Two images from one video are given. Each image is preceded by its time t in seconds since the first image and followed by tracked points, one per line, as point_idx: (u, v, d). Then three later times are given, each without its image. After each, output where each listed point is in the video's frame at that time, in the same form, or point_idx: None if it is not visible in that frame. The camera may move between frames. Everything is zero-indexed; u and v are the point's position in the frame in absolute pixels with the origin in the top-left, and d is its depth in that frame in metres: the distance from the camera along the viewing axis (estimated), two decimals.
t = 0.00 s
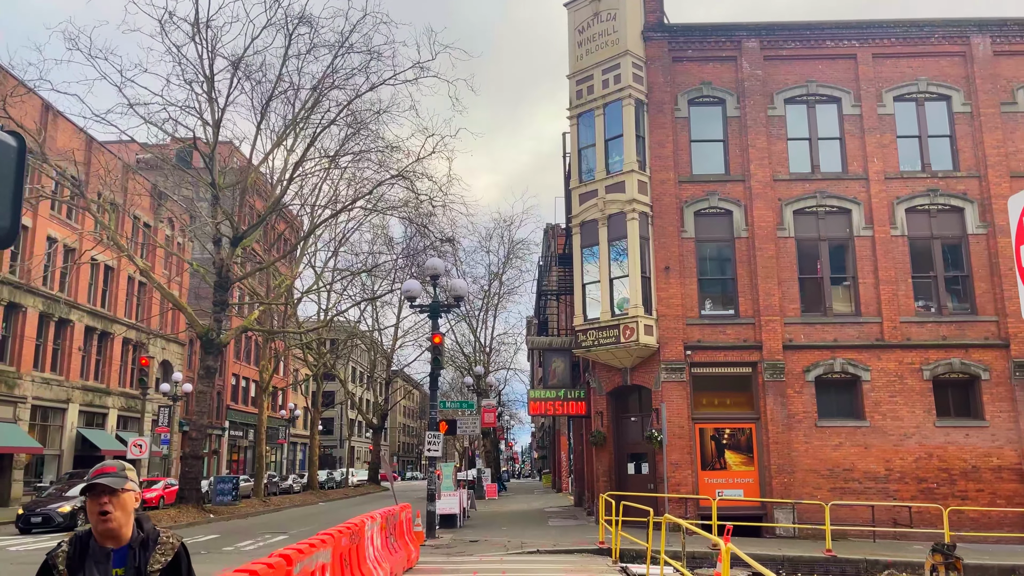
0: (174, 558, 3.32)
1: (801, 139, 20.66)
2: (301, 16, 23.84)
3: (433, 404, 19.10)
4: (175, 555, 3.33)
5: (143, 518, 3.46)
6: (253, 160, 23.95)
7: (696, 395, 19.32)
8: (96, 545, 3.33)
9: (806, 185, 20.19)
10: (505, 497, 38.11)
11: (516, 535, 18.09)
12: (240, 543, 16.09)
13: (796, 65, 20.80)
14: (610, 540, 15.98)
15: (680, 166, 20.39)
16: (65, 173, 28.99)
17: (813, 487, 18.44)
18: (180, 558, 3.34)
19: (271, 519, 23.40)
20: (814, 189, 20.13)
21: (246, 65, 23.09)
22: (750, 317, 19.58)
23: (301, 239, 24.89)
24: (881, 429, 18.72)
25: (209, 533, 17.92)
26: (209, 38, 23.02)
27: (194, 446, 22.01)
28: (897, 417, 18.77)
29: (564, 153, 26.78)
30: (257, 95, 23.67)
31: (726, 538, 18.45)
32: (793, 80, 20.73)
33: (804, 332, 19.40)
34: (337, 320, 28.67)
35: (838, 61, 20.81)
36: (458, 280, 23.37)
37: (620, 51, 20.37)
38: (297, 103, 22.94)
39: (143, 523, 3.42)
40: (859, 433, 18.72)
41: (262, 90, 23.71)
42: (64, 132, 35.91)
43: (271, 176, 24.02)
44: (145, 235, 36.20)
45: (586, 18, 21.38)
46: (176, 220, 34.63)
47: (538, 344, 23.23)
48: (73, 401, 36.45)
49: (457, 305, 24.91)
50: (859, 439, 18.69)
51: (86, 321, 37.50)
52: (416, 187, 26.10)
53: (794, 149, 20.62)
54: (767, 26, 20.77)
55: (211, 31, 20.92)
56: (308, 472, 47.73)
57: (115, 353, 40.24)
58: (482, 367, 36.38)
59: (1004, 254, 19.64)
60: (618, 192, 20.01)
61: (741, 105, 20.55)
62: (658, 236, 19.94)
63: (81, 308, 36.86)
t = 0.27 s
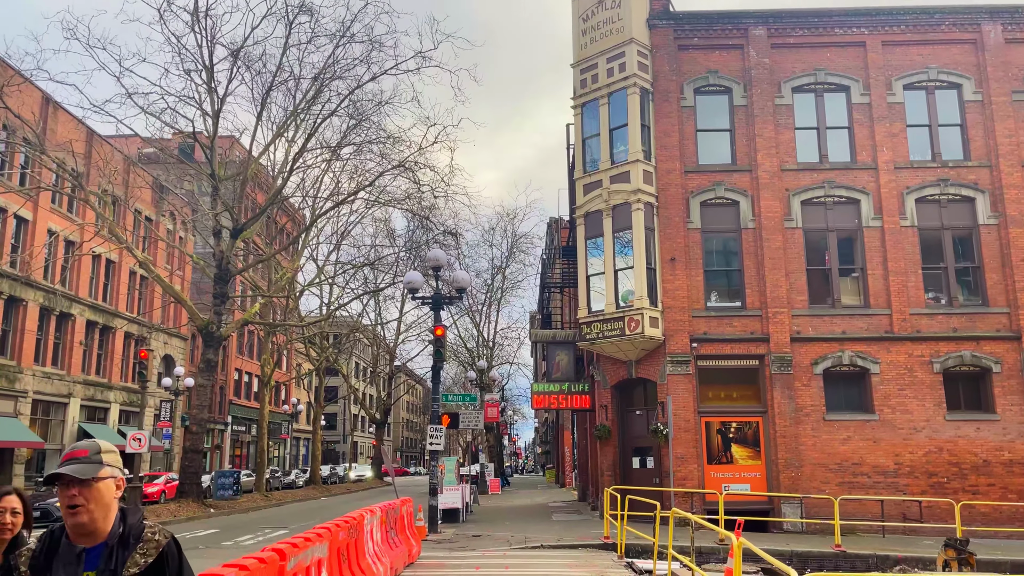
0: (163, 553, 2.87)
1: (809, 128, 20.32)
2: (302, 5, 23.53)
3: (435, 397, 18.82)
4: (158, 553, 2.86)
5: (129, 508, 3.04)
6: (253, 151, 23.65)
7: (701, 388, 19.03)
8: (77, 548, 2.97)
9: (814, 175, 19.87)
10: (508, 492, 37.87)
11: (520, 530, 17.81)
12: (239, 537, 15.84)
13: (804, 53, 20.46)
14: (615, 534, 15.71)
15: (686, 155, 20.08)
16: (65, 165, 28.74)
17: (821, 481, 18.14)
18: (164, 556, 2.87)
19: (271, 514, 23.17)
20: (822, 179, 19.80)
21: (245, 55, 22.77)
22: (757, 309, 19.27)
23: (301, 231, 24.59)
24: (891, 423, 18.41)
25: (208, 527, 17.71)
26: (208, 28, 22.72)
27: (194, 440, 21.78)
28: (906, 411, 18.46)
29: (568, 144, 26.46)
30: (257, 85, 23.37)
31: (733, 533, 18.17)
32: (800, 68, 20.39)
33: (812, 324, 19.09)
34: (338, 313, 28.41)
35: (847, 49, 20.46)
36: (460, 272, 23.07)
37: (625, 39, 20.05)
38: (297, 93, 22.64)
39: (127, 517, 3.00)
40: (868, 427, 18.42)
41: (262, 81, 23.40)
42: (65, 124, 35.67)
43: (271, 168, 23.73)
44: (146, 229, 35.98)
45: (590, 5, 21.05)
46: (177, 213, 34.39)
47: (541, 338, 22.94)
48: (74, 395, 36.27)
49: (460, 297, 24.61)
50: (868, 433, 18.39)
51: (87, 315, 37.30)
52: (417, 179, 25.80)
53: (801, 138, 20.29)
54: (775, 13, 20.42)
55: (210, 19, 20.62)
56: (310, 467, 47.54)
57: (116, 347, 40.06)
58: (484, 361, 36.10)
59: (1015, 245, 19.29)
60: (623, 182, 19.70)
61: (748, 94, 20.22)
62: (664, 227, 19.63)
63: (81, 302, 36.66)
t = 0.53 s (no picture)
0: (111, 567, 2.52)
1: (817, 120, 19.97)
2: None
3: (436, 392, 18.52)
4: (106, 568, 2.51)
5: (69, 513, 2.64)
6: (253, 144, 23.35)
7: (707, 383, 18.71)
8: None
9: (822, 167, 19.51)
10: (511, 489, 37.62)
11: (523, 527, 17.54)
12: (237, 536, 15.55)
13: (811, 42, 20.09)
14: (620, 532, 15.41)
15: (692, 147, 19.76)
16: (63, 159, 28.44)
17: (829, 478, 17.83)
18: (113, 572, 2.52)
19: (271, 511, 22.90)
20: (830, 171, 19.45)
21: (244, 46, 22.42)
22: (764, 303, 18.93)
23: (301, 224, 24.32)
24: (900, 419, 18.08)
25: (206, 525, 17.45)
26: (206, 18, 22.39)
27: (193, 436, 21.53)
28: (916, 407, 18.13)
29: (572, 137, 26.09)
30: (256, 76, 23.07)
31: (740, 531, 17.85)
32: (808, 58, 20.02)
33: (819, 319, 18.76)
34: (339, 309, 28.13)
35: (856, 38, 20.09)
36: (462, 266, 22.77)
37: (629, 29, 19.69)
38: (296, 85, 22.32)
39: (67, 522, 2.60)
40: (877, 423, 18.10)
41: (261, 73, 23.05)
42: (64, 118, 35.37)
43: (271, 161, 23.41)
44: (146, 224, 35.71)
45: None
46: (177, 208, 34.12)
47: (544, 333, 22.61)
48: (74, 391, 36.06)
49: (462, 292, 24.28)
50: (877, 429, 18.06)
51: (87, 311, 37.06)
52: (418, 172, 25.47)
53: (809, 130, 19.94)
54: (782, 2, 20.06)
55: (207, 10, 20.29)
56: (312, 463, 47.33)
57: (117, 344, 39.83)
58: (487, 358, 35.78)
59: None
60: (627, 174, 19.36)
61: (755, 84, 19.87)
62: (669, 220, 19.31)
63: (81, 297, 36.41)
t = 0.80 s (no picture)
0: None
1: (823, 109, 19.63)
2: None
3: (436, 386, 18.25)
4: None
5: None
6: (250, 136, 23.09)
7: (711, 377, 18.41)
8: None
9: (828, 157, 19.18)
10: (513, 485, 37.37)
11: (524, 523, 17.27)
12: (233, 532, 15.30)
13: (818, 30, 19.74)
14: (622, 529, 15.13)
15: (695, 138, 19.43)
16: (60, 152, 28.17)
17: (835, 474, 17.53)
18: None
19: (270, 507, 22.67)
20: (836, 161, 19.12)
21: (241, 36, 22.10)
22: (769, 296, 18.62)
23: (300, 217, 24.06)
24: (908, 413, 17.77)
25: (202, 521, 17.19)
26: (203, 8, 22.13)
27: (191, 431, 21.29)
28: (924, 401, 17.81)
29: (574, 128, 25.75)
30: (254, 67, 22.81)
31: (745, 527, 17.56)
32: (814, 47, 19.67)
33: (826, 311, 18.44)
34: (339, 303, 27.89)
35: (862, 26, 19.73)
36: (462, 259, 22.48)
37: (631, 17, 19.36)
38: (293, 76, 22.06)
39: None
40: (884, 418, 17.79)
41: (259, 64, 22.74)
42: (62, 112, 35.08)
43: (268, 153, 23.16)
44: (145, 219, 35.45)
45: None
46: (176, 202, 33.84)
47: (545, 327, 22.31)
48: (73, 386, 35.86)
49: (462, 286, 24.00)
50: (884, 424, 17.76)
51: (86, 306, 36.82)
52: (418, 164, 25.17)
53: (815, 120, 19.60)
54: None
55: None
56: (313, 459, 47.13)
57: (116, 339, 39.61)
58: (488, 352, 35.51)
59: None
60: (630, 165, 19.04)
61: (760, 73, 19.53)
62: (672, 211, 18.99)
63: (81, 293, 36.19)
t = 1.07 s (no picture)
0: None
1: (830, 100, 19.26)
2: None
3: (436, 382, 17.93)
4: None
5: None
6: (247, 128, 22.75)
7: (716, 373, 18.07)
8: None
9: (835, 148, 18.82)
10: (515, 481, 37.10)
11: (525, 522, 16.97)
12: (229, 531, 15.00)
13: (825, 19, 19.37)
14: (626, 527, 14.82)
15: (700, 129, 19.09)
16: (57, 146, 27.84)
17: (842, 471, 17.19)
18: None
19: (269, 504, 22.40)
20: (844, 152, 18.75)
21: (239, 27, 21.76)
22: (775, 290, 18.28)
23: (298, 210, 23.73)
24: (917, 409, 17.44)
25: (198, 519, 16.90)
26: None
27: (188, 428, 21.01)
28: (934, 397, 17.47)
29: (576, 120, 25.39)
30: (252, 58, 22.46)
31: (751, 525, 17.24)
32: (821, 36, 19.30)
33: (833, 306, 18.09)
34: (338, 298, 27.57)
35: (871, 15, 19.35)
36: (463, 253, 22.15)
37: (635, 6, 19.00)
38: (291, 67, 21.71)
39: None
40: (893, 414, 17.45)
41: (256, 55, 22.39)
42: (60, 105, 34.72)
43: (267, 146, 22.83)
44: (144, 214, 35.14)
45: None
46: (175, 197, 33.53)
47: (547, 321, 21.98)
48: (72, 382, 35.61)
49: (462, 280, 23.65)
50: (893, 420, 17.42)
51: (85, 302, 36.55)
52: (417, 158, 24.82)
53: (822, 110, 19.23)
54: None
55: None
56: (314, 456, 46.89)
57: (115, 335, 39.34)
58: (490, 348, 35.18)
59: None
60: (633, 156, 18.69)
61: (766, 63, 19.16)
62: (676, 204, 18.65)
63: (80, 288, 35.91)
